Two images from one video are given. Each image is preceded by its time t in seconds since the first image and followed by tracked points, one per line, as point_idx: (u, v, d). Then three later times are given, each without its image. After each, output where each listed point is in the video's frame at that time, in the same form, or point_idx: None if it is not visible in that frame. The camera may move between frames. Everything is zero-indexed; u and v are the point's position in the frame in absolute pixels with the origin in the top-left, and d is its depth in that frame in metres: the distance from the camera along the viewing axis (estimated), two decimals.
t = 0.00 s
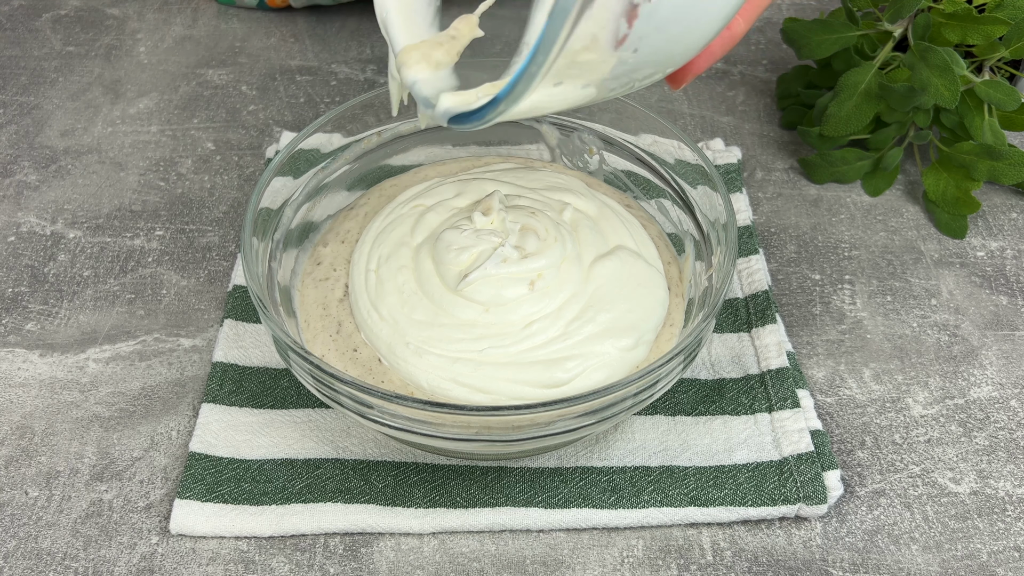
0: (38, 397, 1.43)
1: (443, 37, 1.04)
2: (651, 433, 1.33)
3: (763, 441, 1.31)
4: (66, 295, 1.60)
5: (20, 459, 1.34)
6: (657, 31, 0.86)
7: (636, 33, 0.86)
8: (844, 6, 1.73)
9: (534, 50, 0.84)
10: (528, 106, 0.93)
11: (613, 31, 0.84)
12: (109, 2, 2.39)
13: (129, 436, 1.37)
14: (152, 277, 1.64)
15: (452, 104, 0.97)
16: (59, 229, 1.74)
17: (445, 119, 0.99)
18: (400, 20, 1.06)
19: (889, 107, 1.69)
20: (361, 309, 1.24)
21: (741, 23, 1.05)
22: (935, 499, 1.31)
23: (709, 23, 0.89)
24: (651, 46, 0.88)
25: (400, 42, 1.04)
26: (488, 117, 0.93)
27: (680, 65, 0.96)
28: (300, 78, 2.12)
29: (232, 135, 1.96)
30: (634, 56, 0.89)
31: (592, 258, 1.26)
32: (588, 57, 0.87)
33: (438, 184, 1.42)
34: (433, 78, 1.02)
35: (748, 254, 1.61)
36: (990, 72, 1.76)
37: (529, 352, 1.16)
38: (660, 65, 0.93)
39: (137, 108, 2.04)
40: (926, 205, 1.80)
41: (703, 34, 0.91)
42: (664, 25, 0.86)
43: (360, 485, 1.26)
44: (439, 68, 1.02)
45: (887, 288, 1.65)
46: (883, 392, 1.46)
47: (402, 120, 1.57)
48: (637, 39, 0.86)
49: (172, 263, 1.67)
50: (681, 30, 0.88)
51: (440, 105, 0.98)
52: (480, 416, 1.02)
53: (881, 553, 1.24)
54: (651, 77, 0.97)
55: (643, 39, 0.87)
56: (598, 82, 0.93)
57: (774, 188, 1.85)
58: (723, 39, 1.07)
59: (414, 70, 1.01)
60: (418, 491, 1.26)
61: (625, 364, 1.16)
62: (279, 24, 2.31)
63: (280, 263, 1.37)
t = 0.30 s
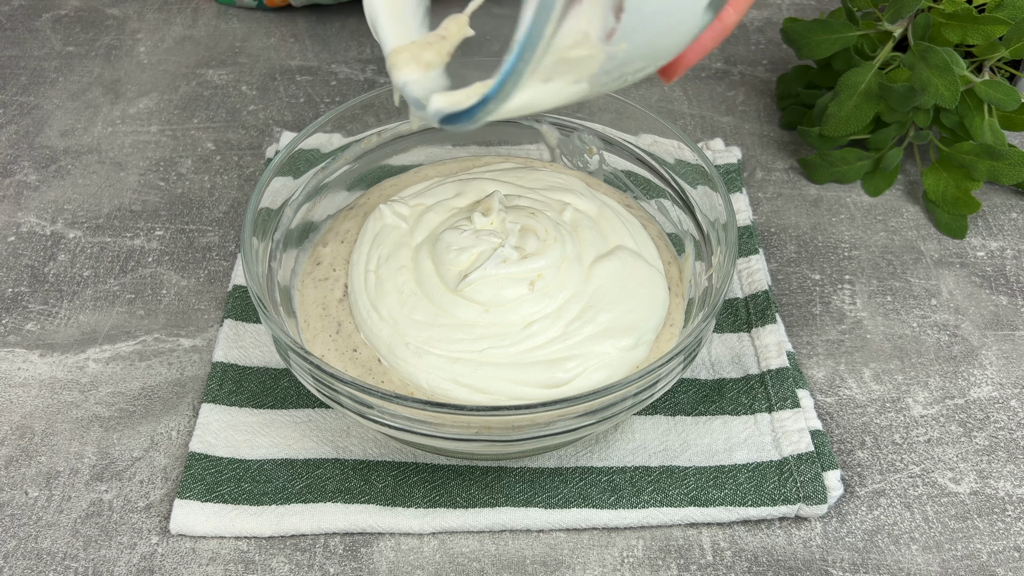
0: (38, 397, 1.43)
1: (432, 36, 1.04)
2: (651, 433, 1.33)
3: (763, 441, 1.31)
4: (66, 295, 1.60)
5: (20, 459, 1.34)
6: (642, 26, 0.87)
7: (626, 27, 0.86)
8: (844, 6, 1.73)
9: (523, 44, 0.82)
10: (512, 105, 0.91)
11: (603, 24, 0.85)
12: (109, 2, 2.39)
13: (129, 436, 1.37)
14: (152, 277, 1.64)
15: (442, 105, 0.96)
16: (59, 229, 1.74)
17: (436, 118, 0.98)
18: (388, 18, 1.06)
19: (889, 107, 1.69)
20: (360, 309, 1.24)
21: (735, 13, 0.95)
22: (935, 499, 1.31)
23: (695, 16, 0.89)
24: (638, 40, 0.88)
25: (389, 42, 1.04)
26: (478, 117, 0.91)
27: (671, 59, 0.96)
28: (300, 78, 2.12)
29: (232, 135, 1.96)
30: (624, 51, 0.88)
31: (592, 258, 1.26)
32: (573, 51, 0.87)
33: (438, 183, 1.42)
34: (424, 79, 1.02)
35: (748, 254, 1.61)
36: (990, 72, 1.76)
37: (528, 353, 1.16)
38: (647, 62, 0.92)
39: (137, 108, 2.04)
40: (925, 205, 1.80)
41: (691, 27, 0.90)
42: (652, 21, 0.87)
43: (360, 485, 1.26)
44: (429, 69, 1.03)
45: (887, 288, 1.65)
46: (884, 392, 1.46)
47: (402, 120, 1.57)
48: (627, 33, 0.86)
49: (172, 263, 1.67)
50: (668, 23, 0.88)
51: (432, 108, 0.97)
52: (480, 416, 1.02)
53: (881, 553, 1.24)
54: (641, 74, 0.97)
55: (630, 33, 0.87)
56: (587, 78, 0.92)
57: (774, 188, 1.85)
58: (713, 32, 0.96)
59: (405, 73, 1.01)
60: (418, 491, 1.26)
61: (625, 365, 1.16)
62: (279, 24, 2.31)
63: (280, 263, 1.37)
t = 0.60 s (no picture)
0: (38, 397, 1.43)
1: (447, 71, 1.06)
2: (651, 433, 1.33)
3: (763, 441, 1.31)
4: (66, 295, 1.60)
5: (20, 459, 1.34)
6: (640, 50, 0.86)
7: (624, 56, 0.86)
8: (844, 5, 1.73)
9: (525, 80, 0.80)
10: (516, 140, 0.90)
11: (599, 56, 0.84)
12: (109, 2, 2.39)
13: (129, 436, 1.37)
14: (152, 277, 1.64)
15: (456, 138, 0.96)
16: (59, 229, 1.74)
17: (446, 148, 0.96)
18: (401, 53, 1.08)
19: (889, 107, 1.69)
20: (360, 309, 1.24)
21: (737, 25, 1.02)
22: (936, 499, 1.31)
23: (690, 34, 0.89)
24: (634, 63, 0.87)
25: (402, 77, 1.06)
26: (485, 154, 0.90)
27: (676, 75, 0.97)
28: (300, 78, 2.12)
29: (232, 135, 1.96)
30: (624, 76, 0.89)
31: (592, 258, 1.26)
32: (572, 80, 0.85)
33: (437, 184, 1.42)
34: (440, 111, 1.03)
35: (748, 254, 1.61)
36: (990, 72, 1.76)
37: (528, 353, 1.16)
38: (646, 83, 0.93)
39: (137, 108, 2.04)
40: (925, 205, 1.80)
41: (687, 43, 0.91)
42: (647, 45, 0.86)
43: (361, 485, 1.26)
44: (444, 101, 1.03)
45: (887, 288, 1.65)
46: (884, 392, 1.46)
47: (402, 120, 1.57)
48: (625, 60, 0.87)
49: (172, 264, 1.67)
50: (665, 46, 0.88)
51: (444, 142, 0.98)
52: (480, 416, 1.02)
53: (881, 553, 1.24)
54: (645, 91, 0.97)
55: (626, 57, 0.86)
56: (589, 104, 0.92)
57: (774, 188, 1.85)
58: (717, 44, 1.03)
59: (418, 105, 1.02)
60: (418, 491, 1.26)
61: (625, 365, 1.17)
62: (279, 24, 2.31)
63: (280, 263, 1.37)
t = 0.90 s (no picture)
0: (38, 397, 1.43)
1: (488, 88, 1.09)
2: (651, 433, 1.33)
3: (763, 441, 1.31)
4: (66, 295, 1.60)
5: (20, 459, 1.34)
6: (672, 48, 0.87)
7: (653, 56, 0.85)
8: (844, 5, 1.73)
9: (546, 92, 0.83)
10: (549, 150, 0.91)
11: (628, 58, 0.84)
12: (109, 2, 2.39)
13: (129, 436, 1.37)
14: (152, 276, 1.64)
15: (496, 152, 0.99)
16: (58, 229, 1.74)
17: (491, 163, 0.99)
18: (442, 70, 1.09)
19: (889, 107, 1.69)
20: (359, 309, 1.24)
21: (775, 18, 1.02)
22: (935, 499, 1.31)
23: (720, 29, 0.89)
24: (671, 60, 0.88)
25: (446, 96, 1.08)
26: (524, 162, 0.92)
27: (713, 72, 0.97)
28: (300, 78, 2.12)
29: (232, 135, 1.96)
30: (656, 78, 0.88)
31: (592, 258, 1.26)
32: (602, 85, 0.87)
33: (437, 183, 1.42)
34: (482, 126, 1.04)
35: (748, 254, 1.61)
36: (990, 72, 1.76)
37: (528, 353, 1.16)
38: (679, 85, 0.92)
39: (137, 108, 2.04)
40: (925, 205, 1.80)
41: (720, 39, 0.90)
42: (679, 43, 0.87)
43: (360, 485, 1.26)
44: (486, 117, 1.05)
45: (887, 288, 1.65)
46: (884, 392, 1.46)
47: (402, 120, 1.57)
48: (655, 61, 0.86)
49: (172, 263, 1.67)
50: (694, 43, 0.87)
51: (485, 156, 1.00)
52: (480, 416, 1.02)
53: (881, 553, 1.24)
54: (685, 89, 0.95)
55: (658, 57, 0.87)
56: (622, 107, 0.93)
57: (774, 188, 1.85)
58: (755, 37, 1.03)
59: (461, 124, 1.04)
60: (418, 491, 1.26)
61: (625, 365, 1.17)
62: (279, 24, 2.31)
63: (280, 263, 1.37)
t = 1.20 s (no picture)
0: (38, 397, 1.43)
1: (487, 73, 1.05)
2: (651, 433, 1.33)
3: (763, 441, 1.31)
4: (66, 295, 1.60)
5: (20, 459, 1.34)
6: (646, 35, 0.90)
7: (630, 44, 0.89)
8: (844, 5, 1.73)
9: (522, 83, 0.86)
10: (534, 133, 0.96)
11: (604, 45, 0.88)
12: (109, 2, 2.39)
13: (129, 436, 1.37)
14: (152, 276, 1.64)
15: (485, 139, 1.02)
16: (59, 229, 1.74)
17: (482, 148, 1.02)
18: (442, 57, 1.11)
19: (889, 107, 1.69)
20: (359, 309, 1.24)
21: (771, 13, 1.04)
22: (935, 499, 1.31)
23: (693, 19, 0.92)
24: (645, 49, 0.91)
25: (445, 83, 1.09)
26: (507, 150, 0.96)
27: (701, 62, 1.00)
28: (300, 78, 2.12)
29: (232, 135, 1.96)
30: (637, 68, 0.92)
31: (592, 258, 1.26)
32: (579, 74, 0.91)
33: (437, 183, 1.42)
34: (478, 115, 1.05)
35: (748, 254, 1.61)
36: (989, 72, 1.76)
37: (528, 354, 1.16)
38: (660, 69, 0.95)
39: (137, 108, 2.04)
40: (925, 205, 1.80)
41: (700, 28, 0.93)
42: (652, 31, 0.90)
43: (360, 485, 1.26)
44: (483, 105, 1.05)
45: (887, 288, 1.65)
46: (884, 392, 1.46)
47: (402, 120, 1.57)
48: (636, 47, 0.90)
49: (172, 263, 1.67)
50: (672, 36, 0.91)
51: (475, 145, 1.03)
52: (480, 416, 1.02)
53: (881, 553, 1.24)
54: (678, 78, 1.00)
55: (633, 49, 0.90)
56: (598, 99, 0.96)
57: (774, 188, 1.85)
58: (750, 31, 1.05)
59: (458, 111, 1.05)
60: (418, 491, 1.26)
61: (625, 365, 1.17)
62: (279, 24, 2.31)
63: (280, 263, 1.37)
